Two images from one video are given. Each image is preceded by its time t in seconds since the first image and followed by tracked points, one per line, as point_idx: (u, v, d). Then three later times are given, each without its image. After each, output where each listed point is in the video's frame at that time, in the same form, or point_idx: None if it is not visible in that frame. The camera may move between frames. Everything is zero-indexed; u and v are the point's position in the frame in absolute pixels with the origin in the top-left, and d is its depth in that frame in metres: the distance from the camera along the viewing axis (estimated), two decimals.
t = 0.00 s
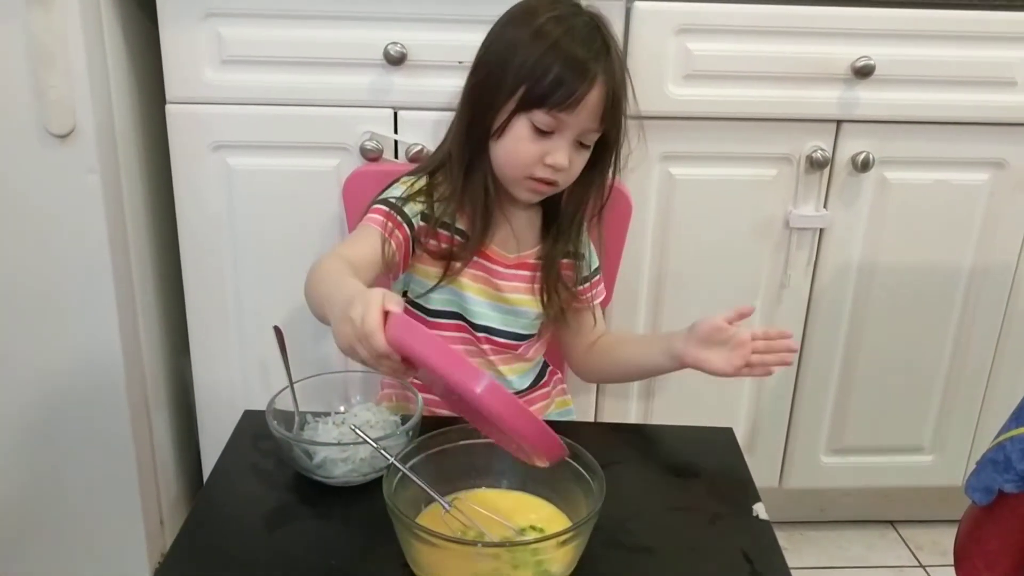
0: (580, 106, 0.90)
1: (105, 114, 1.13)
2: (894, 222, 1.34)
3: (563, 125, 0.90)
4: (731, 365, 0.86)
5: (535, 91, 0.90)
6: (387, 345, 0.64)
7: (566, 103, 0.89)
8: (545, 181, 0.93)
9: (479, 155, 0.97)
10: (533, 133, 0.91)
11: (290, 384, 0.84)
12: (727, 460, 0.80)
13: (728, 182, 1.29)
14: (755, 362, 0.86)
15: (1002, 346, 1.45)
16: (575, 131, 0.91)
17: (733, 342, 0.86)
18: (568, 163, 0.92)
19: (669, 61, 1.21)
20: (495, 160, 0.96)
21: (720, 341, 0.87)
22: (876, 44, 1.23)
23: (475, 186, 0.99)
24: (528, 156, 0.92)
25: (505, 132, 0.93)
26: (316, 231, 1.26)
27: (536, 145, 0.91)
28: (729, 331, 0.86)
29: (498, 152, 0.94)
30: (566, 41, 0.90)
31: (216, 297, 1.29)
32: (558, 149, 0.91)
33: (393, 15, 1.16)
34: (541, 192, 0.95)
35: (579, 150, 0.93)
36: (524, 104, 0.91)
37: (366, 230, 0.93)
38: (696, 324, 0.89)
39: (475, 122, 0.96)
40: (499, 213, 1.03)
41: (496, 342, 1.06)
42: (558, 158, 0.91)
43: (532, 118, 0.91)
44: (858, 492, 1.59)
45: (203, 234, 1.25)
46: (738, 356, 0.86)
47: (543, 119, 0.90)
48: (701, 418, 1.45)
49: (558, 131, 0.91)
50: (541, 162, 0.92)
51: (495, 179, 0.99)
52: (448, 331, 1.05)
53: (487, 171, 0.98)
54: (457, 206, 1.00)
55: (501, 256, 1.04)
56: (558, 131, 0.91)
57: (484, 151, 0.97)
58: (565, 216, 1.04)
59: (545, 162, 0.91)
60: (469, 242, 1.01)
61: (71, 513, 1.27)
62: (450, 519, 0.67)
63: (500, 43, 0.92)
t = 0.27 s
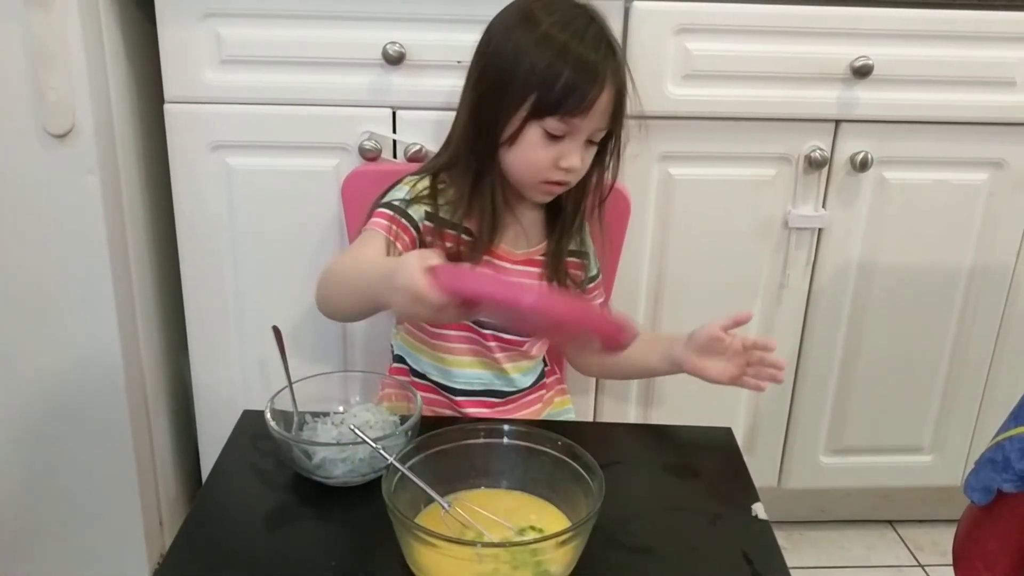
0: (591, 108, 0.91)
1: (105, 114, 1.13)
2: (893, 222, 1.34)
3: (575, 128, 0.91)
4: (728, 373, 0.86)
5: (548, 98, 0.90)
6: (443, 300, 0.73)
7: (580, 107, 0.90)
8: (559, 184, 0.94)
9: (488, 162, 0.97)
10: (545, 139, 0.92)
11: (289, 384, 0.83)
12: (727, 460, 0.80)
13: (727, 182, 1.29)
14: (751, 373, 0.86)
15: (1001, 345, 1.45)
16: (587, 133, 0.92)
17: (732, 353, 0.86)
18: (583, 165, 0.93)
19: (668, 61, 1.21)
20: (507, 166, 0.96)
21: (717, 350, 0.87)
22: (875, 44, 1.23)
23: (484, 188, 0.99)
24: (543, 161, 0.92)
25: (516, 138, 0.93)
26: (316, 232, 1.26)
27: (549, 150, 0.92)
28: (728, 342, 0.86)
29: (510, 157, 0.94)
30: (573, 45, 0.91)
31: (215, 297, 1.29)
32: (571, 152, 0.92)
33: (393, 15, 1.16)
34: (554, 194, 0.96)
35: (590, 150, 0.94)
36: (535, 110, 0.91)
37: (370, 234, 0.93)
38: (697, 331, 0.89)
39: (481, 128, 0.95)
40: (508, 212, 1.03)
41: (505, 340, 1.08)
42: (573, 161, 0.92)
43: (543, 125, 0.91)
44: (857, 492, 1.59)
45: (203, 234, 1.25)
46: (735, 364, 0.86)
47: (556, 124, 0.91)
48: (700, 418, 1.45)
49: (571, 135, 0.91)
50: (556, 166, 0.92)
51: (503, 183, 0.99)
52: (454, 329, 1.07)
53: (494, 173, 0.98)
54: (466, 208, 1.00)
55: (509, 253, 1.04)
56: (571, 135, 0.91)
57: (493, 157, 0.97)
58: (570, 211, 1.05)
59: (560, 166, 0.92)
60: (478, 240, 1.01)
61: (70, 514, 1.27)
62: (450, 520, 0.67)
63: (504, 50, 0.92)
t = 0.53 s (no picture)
0: (603, 112, 0.92)
1: (107, 116, 1.13)
2: (895, 224, 1.34)
3: (589, 134, 0.92)
4: (724, 385, 0.86)
5: (560, 108, 0.91)
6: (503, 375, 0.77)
7: (592, 114, 0.91)
8: (578, 187, 0.96)
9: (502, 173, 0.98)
10: (560, 148, 0.93)
11: (292, 385, 0.83)
12: (730, 461, 0.80)
13: (730, 184, 1.29)
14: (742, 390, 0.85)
15: (1004, 348, 1.45)
16: (601, 136, 0.93)
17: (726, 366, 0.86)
18: (599, 166, 0.95)
19: (671, 63, 1.21)
20: (525, 174, 0.97)
21: (716, 362, 0.87)
22: (877, 46, 1.23)
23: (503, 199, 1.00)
24: (560, 169, 0.94)
25: (531, 148, 0.94)
26: (318, 233, 1.26)
27: (566, 158, 0.93)
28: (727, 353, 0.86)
29: (527, 166, 0.96)
30: (579, 50, 0.91)
31: (218, 299, 1.29)
32: (586, 158, 0.93)
33: (396, 17, 1.16)
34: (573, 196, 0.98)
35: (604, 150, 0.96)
36: (547, 122, 0.92)
37: (388, 265, 0.97)
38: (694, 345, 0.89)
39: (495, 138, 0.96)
40: (527, 214, 1.03)
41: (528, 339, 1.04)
42: (591, 165, 0.94)
43: (556, 135, 0.92)
44: (859, 494, 1.59)
45: (205, 235, 1.25)
46: (732, 378, 0.86)
47: (569, 132, 0.92)
48: (702, 420, 1.44)
49: (585, 140, 0.93)
50: (574, 173, 0.94)
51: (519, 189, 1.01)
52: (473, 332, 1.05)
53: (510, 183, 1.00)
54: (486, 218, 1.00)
55: (531, 253, 1.04)
56: (586, 140, 0.93)
57: (507, 168, 0.98)
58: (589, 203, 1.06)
59: (578, 172, 0.94)
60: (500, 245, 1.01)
61: (72, 515, 1.27)
62: (452, 522, 0.67)
63: (511, 61, 0.92)
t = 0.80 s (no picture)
0: (575, 109, 0.91)
1: (109, 116, 1.13)
2: (897, 224, 1.34)
3: (566, 132, 0.92)
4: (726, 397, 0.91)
5: (533, 106, 0.91)
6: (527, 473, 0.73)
7: (563, 111, 0.90)
8: (562, 186, 0.95)
9: (492, 173, 0.99)
10: (539, 146, 0.93)
11: (293, 384, 0.83)
12: (732, 461, 0.80)
13: (731, 183, 1.29)
14: (738, 399, 0.89)
15: (1006, 347, 1.45)
16: (580, 135, 0.92)
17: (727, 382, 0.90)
18: (582, 167, 0.94)
19: (673, 63, 1.21)
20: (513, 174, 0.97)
21: (714, 376, 0.92)
22: (880, 45, 1.23)
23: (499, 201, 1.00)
24: (541, 168, 0.94)
25: (515, 147, 0.95)
26: (320, 233, 1.26)
27: (544, 156, 0.93)
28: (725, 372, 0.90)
29: (514, 166, 0.96)
30: (552, 48, 0.91)
31: (220, 298, 1.29)
32: (566, 156, 0.93)
33: (397, 17, 1.16)
34: (560, 196, 0.97)
35: (591, 150, 0.95)
36: (524, 119, 0.92)
37: (401, 281, 1.01)
38: (695, 357, 0.94)
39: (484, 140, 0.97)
40: (532, 216, 1.04)
41: (538, 339, 1.06)
42: (570, 164, 0.93)
43: (533, 132, 0.93)
44: (861, 494, 1.59)
45: (207, 235, 1.25)
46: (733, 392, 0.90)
47: (544, 131, 0.92)
48: (704, 420, 1.44)
49: (563, 139, 0.92)
50: (553, 171, 0.94)
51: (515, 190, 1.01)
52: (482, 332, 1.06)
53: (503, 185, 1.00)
54: (489, 220, 1.00)
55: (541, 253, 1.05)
56: (564, 139, 0.92)
57: (497, 168, 0.98)
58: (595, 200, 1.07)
59: (559, 171, 0.93)
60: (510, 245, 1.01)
61: (73, 514, 1.27)
62: (454, 522, 0.67)
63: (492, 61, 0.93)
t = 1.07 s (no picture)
0: (522, 86, 0.94)
1: (110, 117, 1.13)
2: (897, 227, 1.34)
3: (520, 111, 0.94)
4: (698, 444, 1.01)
5: (488, 85, 0.95)
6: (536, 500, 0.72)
7: (511, 88, 0.94)
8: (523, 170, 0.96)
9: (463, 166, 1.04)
10: (496, 128, 0.96)
11: (294, 386, 0.83)
12: (731, 462, 0.80)
13: (731, 186, 1.29)
14: (675, 429, 1.10)
15: (1005, 350, 1.45)
16: (533, 116, 0.95)
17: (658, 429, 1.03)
18: (541, 148, 0.95)
19: (673, 65, 1.21)
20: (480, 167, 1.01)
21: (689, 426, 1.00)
22: (879, 49, 1.23)
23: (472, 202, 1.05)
24: (500, 150, 0.96)
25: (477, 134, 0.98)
26: (320, 235, 1.26)
27: (501, 137, 0.96)
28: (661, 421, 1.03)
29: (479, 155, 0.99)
30: (507, 29, 0.95)
31: (220, 300, 1.29)
32: (522, 137, 0.95)
33: (398, 19, 1.17)
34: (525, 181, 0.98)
35: (551, 134, 0.96)
36: (481, 101, 0.96)
37: (395, 290, 1.05)
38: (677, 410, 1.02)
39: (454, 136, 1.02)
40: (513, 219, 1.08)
41: (528, 341, 1.08)
42: (524, 145, 0.95)
43: (489, 114, 0.96)
44: (860, 496, 1.59)
45: (208, 237, 1.25)
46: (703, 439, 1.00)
47: (498, 110, 0.95)
48: (704, 422, 1.44)
49: (517, 119, 0.95)
50: (511, 152, 0.95)
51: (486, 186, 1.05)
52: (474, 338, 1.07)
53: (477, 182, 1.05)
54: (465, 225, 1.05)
55: (524, 255, 1.07)
56: (519, 119, 0.95)
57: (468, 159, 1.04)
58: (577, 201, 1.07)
59: (516, 153, 0.95)
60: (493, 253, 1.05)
61: (73, 515, 1.27)
62: (454, 524, 0.67)
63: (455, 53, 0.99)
